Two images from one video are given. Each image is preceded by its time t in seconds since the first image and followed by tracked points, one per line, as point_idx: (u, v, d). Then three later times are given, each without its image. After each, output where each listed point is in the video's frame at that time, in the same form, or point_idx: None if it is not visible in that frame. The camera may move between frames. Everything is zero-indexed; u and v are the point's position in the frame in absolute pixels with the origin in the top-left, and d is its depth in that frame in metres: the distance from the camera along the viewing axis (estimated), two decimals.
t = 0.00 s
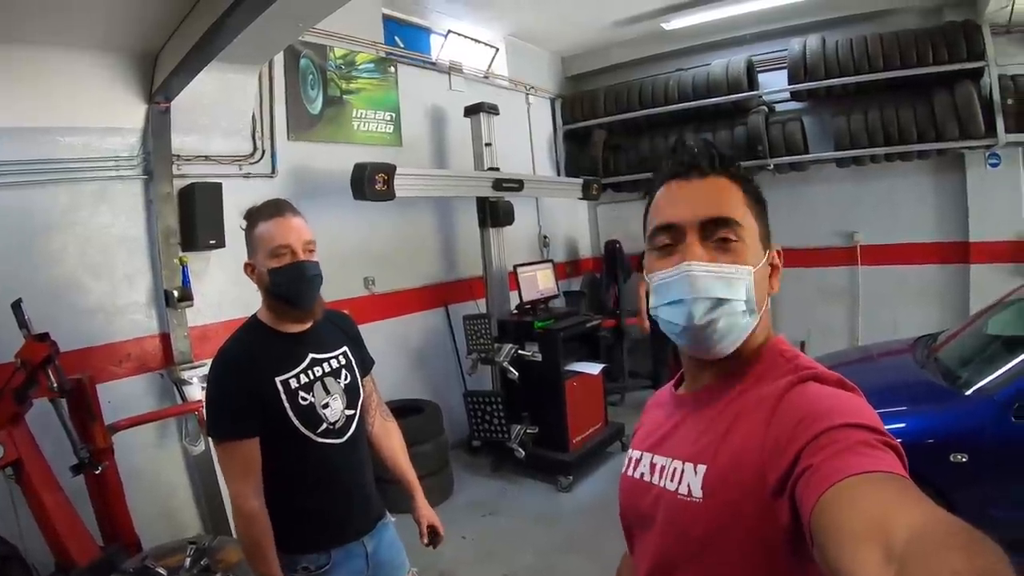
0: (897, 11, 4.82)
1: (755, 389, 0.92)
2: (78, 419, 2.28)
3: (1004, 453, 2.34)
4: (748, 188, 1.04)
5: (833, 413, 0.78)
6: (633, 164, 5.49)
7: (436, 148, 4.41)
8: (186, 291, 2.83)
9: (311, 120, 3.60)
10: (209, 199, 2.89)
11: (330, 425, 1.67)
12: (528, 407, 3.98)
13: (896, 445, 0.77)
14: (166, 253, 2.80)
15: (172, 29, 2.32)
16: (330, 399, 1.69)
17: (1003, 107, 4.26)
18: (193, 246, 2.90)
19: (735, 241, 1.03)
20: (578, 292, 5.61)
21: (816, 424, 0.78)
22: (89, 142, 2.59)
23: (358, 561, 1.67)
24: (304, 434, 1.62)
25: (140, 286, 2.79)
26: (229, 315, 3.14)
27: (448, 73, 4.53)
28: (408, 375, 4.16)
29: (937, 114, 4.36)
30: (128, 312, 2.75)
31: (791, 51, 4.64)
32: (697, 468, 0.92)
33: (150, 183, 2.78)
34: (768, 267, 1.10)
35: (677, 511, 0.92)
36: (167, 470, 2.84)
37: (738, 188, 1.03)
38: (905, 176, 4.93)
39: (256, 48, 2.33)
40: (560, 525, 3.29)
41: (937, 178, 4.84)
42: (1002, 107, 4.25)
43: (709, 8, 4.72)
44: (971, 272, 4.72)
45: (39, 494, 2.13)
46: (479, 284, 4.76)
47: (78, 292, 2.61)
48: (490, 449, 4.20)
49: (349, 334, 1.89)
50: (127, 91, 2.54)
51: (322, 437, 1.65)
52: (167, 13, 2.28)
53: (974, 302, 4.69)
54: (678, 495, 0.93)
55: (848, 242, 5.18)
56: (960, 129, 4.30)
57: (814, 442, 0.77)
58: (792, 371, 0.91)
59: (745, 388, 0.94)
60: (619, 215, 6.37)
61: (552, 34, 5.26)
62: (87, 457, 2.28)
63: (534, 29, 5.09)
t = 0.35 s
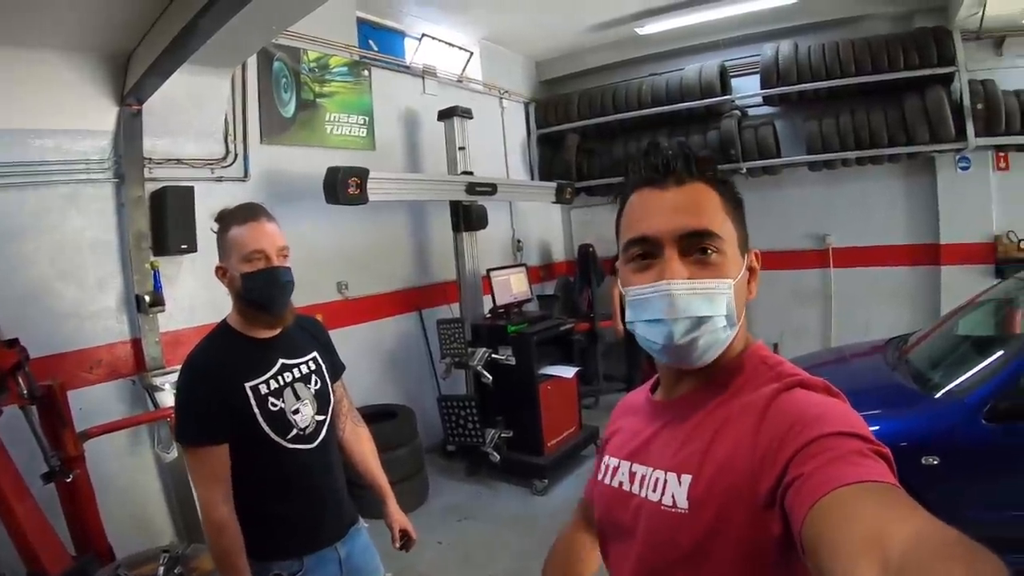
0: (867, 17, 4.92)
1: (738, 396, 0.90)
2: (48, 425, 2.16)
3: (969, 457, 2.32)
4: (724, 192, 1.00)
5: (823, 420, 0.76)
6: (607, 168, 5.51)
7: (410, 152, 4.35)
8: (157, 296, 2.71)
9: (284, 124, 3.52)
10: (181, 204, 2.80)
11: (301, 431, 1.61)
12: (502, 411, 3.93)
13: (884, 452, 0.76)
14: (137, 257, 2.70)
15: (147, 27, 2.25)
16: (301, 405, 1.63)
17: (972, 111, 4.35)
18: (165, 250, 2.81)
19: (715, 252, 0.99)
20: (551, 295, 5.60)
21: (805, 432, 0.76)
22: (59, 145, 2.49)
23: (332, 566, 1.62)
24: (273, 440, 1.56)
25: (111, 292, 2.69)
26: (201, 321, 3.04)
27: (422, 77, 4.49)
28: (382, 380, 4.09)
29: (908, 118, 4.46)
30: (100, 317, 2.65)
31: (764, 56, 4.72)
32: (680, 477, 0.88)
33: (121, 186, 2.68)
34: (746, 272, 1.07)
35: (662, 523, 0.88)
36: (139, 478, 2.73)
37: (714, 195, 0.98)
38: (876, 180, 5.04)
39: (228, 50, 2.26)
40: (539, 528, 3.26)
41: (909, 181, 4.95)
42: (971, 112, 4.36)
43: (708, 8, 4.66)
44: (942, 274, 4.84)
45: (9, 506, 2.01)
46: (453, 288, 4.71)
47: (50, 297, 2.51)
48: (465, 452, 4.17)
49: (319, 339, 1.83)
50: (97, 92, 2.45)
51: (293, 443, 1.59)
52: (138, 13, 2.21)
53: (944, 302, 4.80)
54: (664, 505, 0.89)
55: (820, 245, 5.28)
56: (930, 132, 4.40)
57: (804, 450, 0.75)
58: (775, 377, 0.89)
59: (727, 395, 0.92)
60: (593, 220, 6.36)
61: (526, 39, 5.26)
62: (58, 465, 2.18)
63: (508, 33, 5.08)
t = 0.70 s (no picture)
0: (834, 27, 5.03)
1: (714, 393, 0.86)
2: (14, 433, 2.06)
3: (939, 454, 2.37)
4: (691, 190, 0.96)
5: (803, 418, 0.73)
6: (575, 174, 5.53)
7: (379, 157, 4.30)
8: (125, 301, 2.61)
9: (254, 128, 3.43)
10: (149, 208, 2.71)
11: (272, 436, 1.55)
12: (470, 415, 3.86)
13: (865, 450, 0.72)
14: (103, 261, 2.58)
15: (117, 27, 2.17)
16: (271, 410, 1.56)
17: (937, 118, 4.49)
18: (131, 254, 2.69)
19: (688, 251, 0.94)
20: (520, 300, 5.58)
21: (786, 431, 0.72)
22: (25, 146, 2.37)
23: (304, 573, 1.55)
24: (244, 445, 1.49)
25: (76, 297, 2.57)
26: (171, 326, 2.93)
27: (392, 82, 4.44)
28: (352, 387, 4.01)
29: (873, 125, 4.59)
30: (67, 322, 2.53)
31: (732, 64, 4.81)
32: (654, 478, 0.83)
33: (89, 189, 2.57)
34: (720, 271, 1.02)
35: (638, 525, 0.83)
36: (106, 487, 2.61)
37: (680, 194, 0.94)
38: (842, 186, 5.18)
39: (199, 52, 2.19)
40: (506, 533, 3.21)
41: (875, 187, 5.10)
42: (936, 119, 4.49)
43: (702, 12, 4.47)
44: (906, 277, 4.98)
45: None
46: (422, 293, 4.65)
47: (15, 302, 2.39)
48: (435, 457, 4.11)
49: (288, 342, 1.75)
50: (64, 93, 2.34)
51: (264, 448, 1.53)
52: (106, 14, 2.12)
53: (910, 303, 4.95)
54: (640, 506, 0.83)
55: (787, 249, 5.39)
56: (895, 139, 4.54)
57: (785, 449, 0.71)
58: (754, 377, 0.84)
59: (704, 394, 0.87)
60: (564, 224, 6.39)
61: (496, 44, 5.24)
62: (25, 474, 2.08)
63: (478, 39, 5.06)
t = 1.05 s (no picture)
0: (805, 34, 5.15)
1: (702, 393, 0.85)
2: None
3: (910, 449, 2.43)
4: (693, 186, 0.96)
5: (799, 422, 0.72)
6: (546, 180, 5.55)
7: (350, 161, 4.23)
8: (95, 304, 2.49)
9: (225, 130, 3.35)
10: (119, 209, 2.60)
11: (245, 437, 1.49)
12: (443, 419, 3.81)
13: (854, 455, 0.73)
14: (73, 264, 2.47)
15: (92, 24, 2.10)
16: (244, 411, 1.51)
17: (904, 124, 4.62)
18: (100, 256, 2.59)
19: (684, 247, 0.94)
20: (491, 304, 5.55)
21: (782, 435, 0.72)
22: None
23: None
24: (216, 446, 1.44)
25: (45, 300, 2.45)
26: (141, 331, 2.83)
27: (363, 84, 4.38)
28: (322, 393, 3.93)
29: (841, 132, 4.72)
30: (32, 325, 2.41)
31: (703, 70, 4.90)
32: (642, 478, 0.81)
33: (59, 190, 2.46)
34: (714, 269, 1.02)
35: (625, 529, 0.80)
36: (75, 490, 2.49)
37: (683, 189, 0.93)
38: (810, 190, 5.30)
39: (172, 52, 2.12)
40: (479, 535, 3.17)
41: (843, 191, 5.23)
42: (902, 125, 4.63)
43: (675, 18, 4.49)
44: (873, 279, 5.12)
45: None
46: (392, 297, 4.59)
47: None
48: (408, 462, 4.04)
49: (260, 343, 1.69)
50: (36, 93, 2.24)
51: (237, 449, 1.47)
52: (78, 12, 2.05)
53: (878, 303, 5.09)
54: (629, 509, 0.80)
55: (756, 252, 5.49)
56: (863, 145, 4.67)
57: (780, 453, 0.71)
58: (743, 377, 0.83)
59: (692, 394, 0.85)
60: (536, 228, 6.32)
61: (468, 48, 5.23)
62: None
63: (451, 43, 5.04)
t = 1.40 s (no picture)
0: (793, 43, 5.22)
1: (691, 393, 0.85)
2: None
3: (900, 452, 2.45)
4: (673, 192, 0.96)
5: (783, 418, 0.72)
6: (537, 187, 5.57)
7: (343, 167, 4.23)
8: (88, 309, 2.47)
9: (218, 135, 3.34)
10: (113, 213, 2.58)
11: (244, 441, 1.48)
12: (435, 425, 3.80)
13: (842, 449, 0.72)
14: (65, 268, 2.44)
15: (90, 23, 2.10)
16: (244, 414, 1.50)
17: (892, 132, 4.69)
18: (93, 259, 2.56)
19: (662, 251, 0.95)
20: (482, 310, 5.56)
21: (763, 431, 0.71)
22: None
23: None
24: (214, 450, 1.43)
25: (38, 303, 2.42)
26: (132, 336, 2.80)
27: (357, 91, 4.39)
28: (314, 400, 3.91)
29: (830, 140, 4.77)
30: (25, 329, 2.38)
31: (694, 78, 4.95)
32: (632, 476, 0.82)
33: (52, 194, 2.43)
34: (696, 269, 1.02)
35: (612, 525, 0.82)
36: (66, 499, 2.46)
37: (659, 194, 0.94)
38: (800, 197, 5.36)
39: (169, 56, 2.12)
40: (476, 541, 3.15)
41: (832, 198, 5.29)
42: (891, 133, 4.69)
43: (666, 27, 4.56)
44: (862, 285, 5.18)
45: None
46: (384, 303, 4.58)
47: None
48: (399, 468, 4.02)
49: (258, 348, 1.69)
50: (30, 95, 2.28)
51: (235, 453, 1.46)
52: (75, 13, 2.05)
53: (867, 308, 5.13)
54: (614, 505, 0.82)
55: (746, 259, 5.54)
56: (852, 153, 4.72)
57: (763, 449, 0.70)
58: (726, 376, 0.84)
59: (678, 393, 0.86)
60: (527, 235, 6.36)
61: (461, 55, 5.25)
62: None
63: (443, 50, 5.06)
